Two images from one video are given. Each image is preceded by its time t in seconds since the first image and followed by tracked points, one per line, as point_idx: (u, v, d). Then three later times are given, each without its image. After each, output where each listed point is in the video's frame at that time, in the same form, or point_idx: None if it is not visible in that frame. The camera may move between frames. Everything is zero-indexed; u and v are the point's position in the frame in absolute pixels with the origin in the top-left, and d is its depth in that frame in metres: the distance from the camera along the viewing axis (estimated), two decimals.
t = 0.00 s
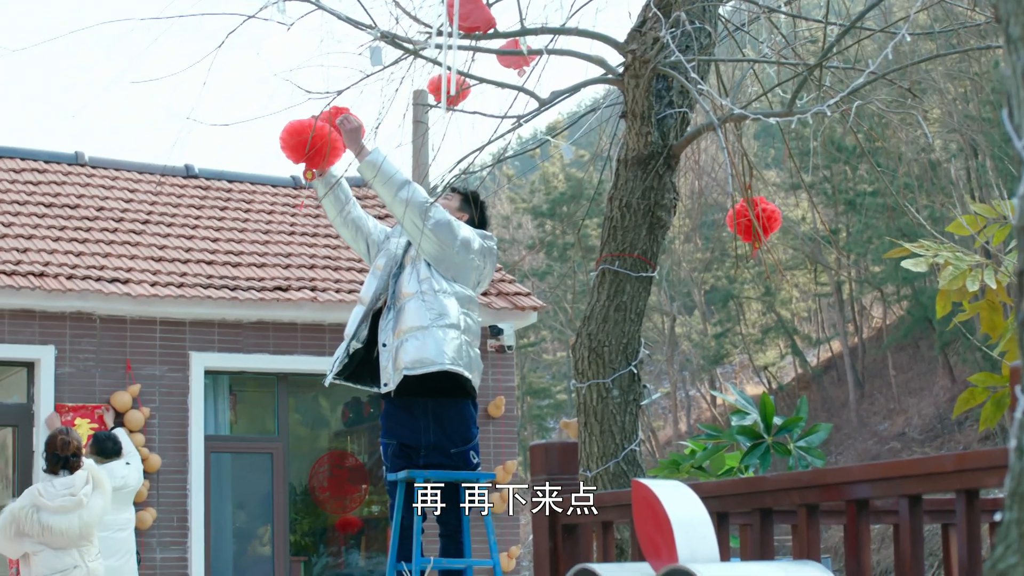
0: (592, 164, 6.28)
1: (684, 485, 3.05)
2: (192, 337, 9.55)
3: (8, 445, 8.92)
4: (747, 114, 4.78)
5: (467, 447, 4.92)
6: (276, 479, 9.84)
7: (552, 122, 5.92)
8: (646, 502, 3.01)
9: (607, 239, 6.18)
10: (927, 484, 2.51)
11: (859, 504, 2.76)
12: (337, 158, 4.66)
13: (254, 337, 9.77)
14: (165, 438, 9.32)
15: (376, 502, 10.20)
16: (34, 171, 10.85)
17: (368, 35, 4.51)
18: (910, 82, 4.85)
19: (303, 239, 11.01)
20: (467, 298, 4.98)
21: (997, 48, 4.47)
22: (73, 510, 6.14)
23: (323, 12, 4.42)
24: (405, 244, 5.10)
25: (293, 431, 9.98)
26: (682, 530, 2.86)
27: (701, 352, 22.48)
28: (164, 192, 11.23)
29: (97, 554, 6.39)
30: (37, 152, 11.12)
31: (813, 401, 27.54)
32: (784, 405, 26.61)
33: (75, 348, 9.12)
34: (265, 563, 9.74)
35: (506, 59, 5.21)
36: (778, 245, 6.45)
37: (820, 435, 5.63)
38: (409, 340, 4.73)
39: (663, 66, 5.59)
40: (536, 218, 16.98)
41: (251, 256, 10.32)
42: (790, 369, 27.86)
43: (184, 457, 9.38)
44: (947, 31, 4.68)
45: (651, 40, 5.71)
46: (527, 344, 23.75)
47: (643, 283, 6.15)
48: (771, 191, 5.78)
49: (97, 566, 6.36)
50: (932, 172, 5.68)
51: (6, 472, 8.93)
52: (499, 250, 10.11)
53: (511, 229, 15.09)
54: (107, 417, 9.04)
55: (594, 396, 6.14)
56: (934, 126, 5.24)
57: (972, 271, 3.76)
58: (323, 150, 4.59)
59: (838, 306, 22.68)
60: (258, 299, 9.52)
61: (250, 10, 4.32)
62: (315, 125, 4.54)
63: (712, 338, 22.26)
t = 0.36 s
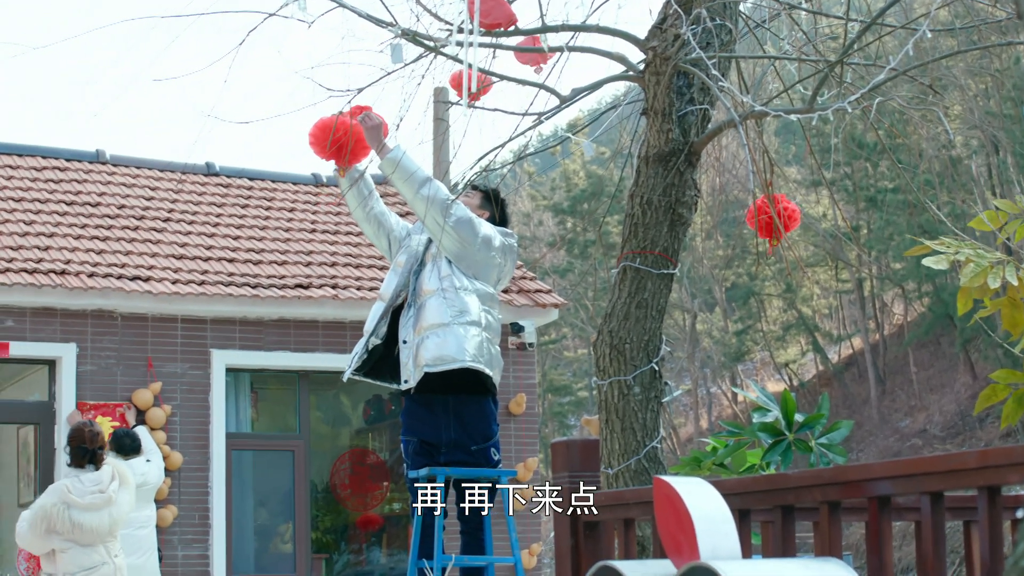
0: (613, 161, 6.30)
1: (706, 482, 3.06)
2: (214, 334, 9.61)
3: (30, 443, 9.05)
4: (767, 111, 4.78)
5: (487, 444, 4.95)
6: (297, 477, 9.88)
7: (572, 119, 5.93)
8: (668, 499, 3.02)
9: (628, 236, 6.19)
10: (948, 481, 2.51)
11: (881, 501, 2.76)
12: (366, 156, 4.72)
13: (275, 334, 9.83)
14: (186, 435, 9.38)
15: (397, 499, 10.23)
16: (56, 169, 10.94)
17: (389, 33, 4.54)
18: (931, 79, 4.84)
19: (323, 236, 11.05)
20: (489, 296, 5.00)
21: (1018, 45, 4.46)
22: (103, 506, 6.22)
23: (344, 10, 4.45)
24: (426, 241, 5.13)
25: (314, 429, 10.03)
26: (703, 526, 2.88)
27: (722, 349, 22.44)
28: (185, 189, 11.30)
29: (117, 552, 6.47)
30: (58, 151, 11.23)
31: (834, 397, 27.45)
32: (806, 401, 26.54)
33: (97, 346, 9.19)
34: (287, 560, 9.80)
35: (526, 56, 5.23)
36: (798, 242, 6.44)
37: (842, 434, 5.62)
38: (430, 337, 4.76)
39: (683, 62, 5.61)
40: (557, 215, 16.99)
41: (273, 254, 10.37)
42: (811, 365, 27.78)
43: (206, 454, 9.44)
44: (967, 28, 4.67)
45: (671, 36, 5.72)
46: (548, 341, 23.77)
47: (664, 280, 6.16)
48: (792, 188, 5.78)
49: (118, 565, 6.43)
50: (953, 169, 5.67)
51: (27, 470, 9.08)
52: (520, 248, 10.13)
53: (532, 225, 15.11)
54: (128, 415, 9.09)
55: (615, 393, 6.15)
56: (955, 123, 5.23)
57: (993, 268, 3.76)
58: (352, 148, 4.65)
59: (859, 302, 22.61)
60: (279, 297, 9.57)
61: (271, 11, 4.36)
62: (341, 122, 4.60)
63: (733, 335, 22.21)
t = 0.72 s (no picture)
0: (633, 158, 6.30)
1: (726, 478, 3.07)
2: (234, 331, 9.66)
3: (51, 439, 9.15)
4: (788, 107, 4.79)
5: (508, 441, 4.98)
6: (318, 473, 9.93)
7: (592, 116, 5.93)
8: (688, 495, 3.04)
9: (648, 232, 6.19)
10: (969, 477, 2.52)
11: (902, 497, 2.76)
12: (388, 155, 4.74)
13: (295, 331, 9.88)
14: (207, 431, 9.43)
15: (417, 496, 10.26)
16: (76, 167, 11.02)
17: (409, 29, 4.56)
18: (952, 74, 4.83)
19: (343, 233, 11.09)
20: (509, 291, 5.01)
21: None
22: (135, 505, 6.28)
23: (364, 7, 4.47)
24: (446, 237, 5.15)
25: (334, 425, 10.08)
26: (724, 523, 2.89)
27: (742, 345, 22.40)
28: (205, 186, 11.36)
29: (147, 549, 6.53)
30: (77, 148, 11.31)
31: (854, 393, 27.37)
32: (826, 397, 26.46)
33: (117, 343, 9.25)
34: (307, 557, 9.84)
35: (547, 52, 5.23)
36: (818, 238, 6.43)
37: (863, 431, 5.61)
38: (452, 333, 4.78)
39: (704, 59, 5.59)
40: (576, 211, 17.00)
41: (293, 250, 10.41)
42: (831, 362, 27.69)
43: (226, 451, 9.50)
44: (988, 24, 4.66)
45: (691, 32, 5.73)
46: (568, 337, 23.79)
47: (684, 276, 6.17)
48: (813, 183, 5.77)
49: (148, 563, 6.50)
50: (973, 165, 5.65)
51: (48, 467, 9.21)
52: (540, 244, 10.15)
53: (550, 222, 15.11)
54: (150, 415, 9.14)
55: (635, 389, 6.16)
56: (975, 118, 5.22)
57: (1014, 263, 3.75)
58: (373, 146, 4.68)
59: (879, 298, 22.54)
60: (299, 294, 9.61)
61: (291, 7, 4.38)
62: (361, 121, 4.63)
63: (753, 331, 22.17)
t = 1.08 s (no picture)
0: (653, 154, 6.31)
1: (747, 474, 3.08)
2: (255, 328, 9.71)
3: (72, 437, 9.22)
4: (809, 103, 4.79)
5: (529, 437, 5.00)
6: (339, 470, 9.97)
7: (613, 112, 5.97)
8: (709, 491, 3.05)
9: (669, 229, 6.21)
10: (991, 473, 2.52)
11: (923, 494, 2.77)
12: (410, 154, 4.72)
13: (316, 328, 9.92)
14: (228, 428, 9.49)
15: (439, 492, 10.28)
16: (98, 164, 11.10)
17: (430, 26, 4.58)
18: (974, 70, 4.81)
19: (364, 230, 11.13)
20: (531, 288, 5.03)
21: None
22: (162, 502, 6.34)
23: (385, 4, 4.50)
24: (467, 234, 5.17)
25: (355, 422, 10.12)
26: (746, 520, 2.90)
27: (764, 342, 22.34)
28: (226, 183, 11.42)
29: (176, 549, 6.58)
30: (99, 145, 11.39)
31: (875, 390, 27.27)
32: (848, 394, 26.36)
33: (139, 340, 9.31)
34: (329, 554, 9.88)
35: (569, 48, 5.24)
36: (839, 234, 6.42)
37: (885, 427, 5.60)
38: (473, 329, 4.80)
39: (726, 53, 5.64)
40: (597, 207, 16.99)
41: (314, 247, 10.46)
42: (852, 358, 27.56)
43: (247, 448, 9.56)
44: (1008, 19, 4.64)
45: (712, 28, 5.74)
46: (589, 334, 23.81)
47: (706, 273, 6.17)
48: (834, 179, 5.76)
49: (177, 562, 6.53)
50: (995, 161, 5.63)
51: (70, 465, 9.27)
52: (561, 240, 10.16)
53: (571, 218, 15.11)
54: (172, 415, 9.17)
55: (657, 385, 6.18)
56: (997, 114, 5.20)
57: None
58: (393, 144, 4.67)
59: (900, 294, 22.45)
60: (321, 291, 9.65)
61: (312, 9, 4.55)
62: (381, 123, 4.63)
63: (774, 327, 22.13)
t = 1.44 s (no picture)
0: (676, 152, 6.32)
1: (770, 470, 3.09)
2: (279, 326, 9.76)
3: (96, 435, 9.24)
4: (832, 100, 4.79)
5: (553, 434, 5.00)
6: (362, 467, 10.02)
7: (636, 109, 5.94)
8: (732, 488, 3.06)
9: (692, 226, 6.23)
10: (1015, 470, 2.53)
11: (947, 490, 2.77)
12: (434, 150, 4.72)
13: (340, 325, 9.97)
14: (251, 426, 9.55)
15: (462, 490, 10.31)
16: (121, 161, 11.18)
17: (453, 24, 4.60)
18: (997, 67, 4.80)
19: (387, 228, 11.16)
20: (554, 285, 5.06)
21: None
22: (189, 499, 6.39)
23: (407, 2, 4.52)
24: (490, 232, 5.19)
25: (378, 419, 10.15)
26: (768, 517, 2.92)
27: (787, 339, 22.30)
28: (248, 181, 11.48)
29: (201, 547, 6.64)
30: (122, 143, 11.46)
31: (899, 386, 27.16)
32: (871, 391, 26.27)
33: (162, 338, 9.39)
34: (352, 551, 9.94)
35: (592, 46, 5.26)
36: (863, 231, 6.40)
37: (909, 424, 5.59)
38: (497, 326, 4.82)
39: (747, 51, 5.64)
40: (620, 205, 16.99)
41: (337, 245, 10.50)
42: (875, 355, 27.45)
43: (271, 445, 9.61)
44: None
45: (735, 25, 5.74)
46: (612, 331, 23.84)
47: (728, 269, 6.18)
48: (857, 176, 5.75)
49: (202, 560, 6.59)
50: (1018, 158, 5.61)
51: (94, 462, 9.28)
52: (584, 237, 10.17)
53: (594, 216, 15.12)
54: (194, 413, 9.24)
55: (681, 382, 6.19)
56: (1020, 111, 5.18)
57: None
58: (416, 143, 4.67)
59: (923, 291, 22.35)
60: (344, 288, 9.71)
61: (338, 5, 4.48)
62: (401, 120, 4.59)
63: (797, 324, 22.07)
